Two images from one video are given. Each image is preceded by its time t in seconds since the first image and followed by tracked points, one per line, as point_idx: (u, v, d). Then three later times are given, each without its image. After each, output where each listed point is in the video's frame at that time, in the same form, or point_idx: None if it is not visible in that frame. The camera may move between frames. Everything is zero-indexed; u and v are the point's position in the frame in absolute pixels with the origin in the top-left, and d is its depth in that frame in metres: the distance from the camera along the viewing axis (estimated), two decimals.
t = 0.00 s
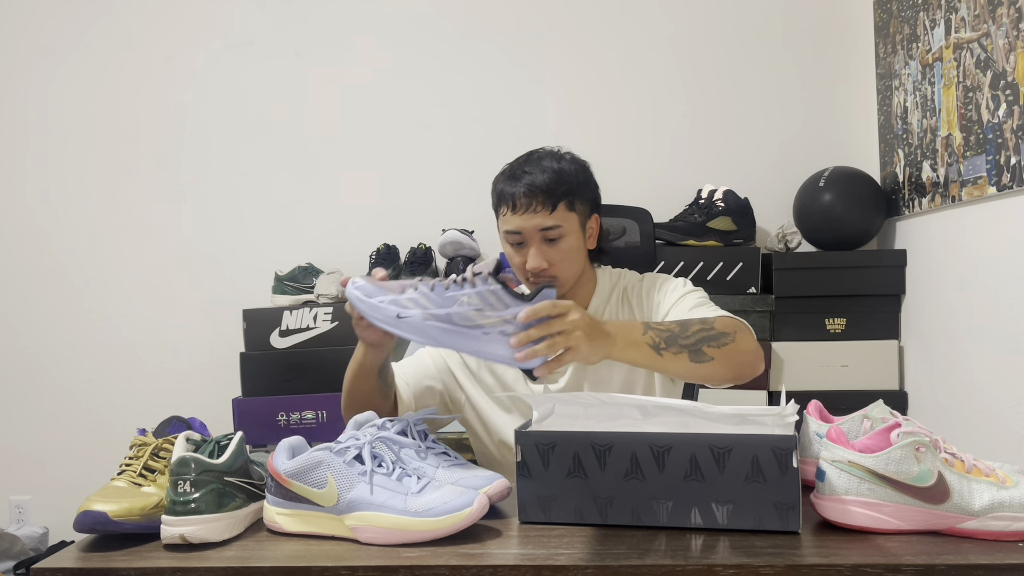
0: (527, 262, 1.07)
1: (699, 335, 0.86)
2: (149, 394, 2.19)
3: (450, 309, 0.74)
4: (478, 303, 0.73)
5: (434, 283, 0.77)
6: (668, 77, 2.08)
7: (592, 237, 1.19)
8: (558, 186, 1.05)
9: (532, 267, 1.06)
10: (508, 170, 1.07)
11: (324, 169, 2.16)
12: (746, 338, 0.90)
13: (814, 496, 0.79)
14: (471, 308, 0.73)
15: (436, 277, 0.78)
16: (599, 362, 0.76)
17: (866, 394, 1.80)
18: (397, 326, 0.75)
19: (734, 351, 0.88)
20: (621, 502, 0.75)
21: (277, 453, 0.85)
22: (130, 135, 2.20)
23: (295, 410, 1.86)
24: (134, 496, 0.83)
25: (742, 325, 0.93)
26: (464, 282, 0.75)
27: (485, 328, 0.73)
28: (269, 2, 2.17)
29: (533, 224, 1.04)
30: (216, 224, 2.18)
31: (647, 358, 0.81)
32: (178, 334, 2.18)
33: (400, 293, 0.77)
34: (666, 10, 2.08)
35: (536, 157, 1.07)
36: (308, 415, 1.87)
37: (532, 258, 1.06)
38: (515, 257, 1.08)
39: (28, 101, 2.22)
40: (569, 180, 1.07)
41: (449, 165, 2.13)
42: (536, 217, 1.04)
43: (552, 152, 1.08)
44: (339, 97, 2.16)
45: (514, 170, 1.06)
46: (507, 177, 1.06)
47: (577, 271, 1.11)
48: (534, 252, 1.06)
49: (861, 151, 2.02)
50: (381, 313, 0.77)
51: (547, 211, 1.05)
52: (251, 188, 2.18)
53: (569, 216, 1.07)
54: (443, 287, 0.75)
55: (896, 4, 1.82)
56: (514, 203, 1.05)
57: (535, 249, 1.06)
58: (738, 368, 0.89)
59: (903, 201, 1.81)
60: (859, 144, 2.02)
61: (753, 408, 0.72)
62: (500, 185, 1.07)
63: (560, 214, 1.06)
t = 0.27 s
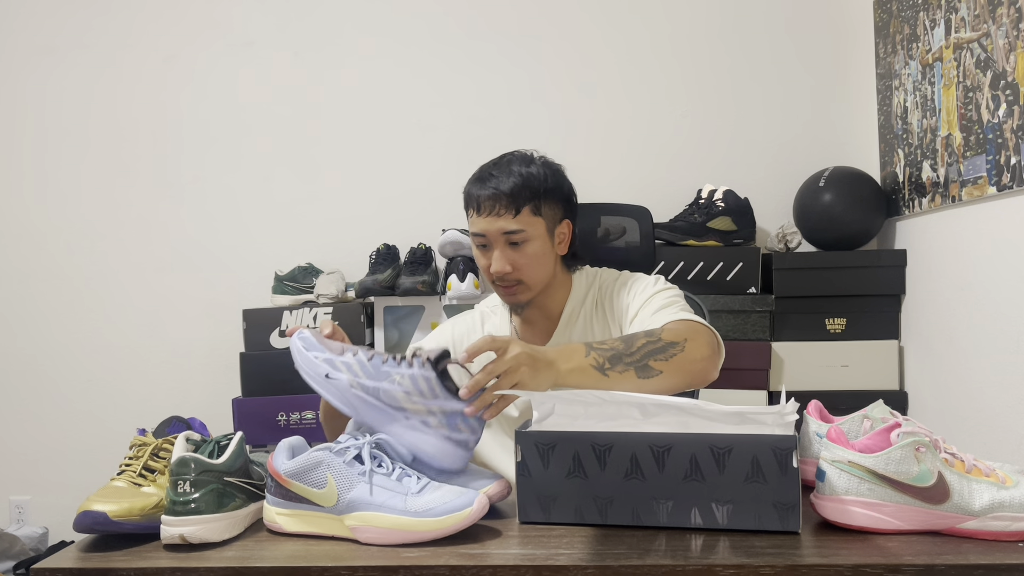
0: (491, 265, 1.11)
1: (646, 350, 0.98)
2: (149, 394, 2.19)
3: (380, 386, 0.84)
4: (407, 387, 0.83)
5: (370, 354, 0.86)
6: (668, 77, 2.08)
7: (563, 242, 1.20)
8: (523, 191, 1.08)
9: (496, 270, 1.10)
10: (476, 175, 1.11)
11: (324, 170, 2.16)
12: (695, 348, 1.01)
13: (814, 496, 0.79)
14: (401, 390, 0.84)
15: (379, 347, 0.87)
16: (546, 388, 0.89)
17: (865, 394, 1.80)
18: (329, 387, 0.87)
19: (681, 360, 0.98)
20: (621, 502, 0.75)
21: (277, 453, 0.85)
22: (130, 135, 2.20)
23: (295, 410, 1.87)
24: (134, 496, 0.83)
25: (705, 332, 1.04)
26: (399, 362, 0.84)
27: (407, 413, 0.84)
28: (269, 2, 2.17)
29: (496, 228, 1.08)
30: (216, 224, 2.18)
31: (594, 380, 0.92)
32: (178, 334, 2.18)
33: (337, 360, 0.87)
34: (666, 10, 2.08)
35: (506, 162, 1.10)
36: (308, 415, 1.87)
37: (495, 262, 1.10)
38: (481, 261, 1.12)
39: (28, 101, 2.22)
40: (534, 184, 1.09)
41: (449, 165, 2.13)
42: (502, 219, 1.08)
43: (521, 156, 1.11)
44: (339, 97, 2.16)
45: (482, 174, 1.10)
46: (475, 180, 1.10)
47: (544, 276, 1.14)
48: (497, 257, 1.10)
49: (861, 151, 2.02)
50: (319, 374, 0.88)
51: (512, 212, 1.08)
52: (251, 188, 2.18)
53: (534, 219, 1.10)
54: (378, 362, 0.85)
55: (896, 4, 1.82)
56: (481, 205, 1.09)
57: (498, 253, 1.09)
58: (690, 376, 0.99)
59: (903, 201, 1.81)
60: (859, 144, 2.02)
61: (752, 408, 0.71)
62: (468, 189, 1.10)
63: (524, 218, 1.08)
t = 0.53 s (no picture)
0: (483, 265, 1.16)
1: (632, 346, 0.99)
2: (149, 394, 2.19)
3: (375, 393, 0.87)
4: (402, 389, 0.86)
5: (358, 371, 0.89)
6: (667, 77, 2.08)
7: (555, 242, 1.26)
8: (513, 192, 1.14)
9: (488, 270, 1.16)
10: (468, 176, 1.16)
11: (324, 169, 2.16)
12: (685, 347, 1.01)
13: (814, 497, 0.79)
14: (396, 393, 0.86)
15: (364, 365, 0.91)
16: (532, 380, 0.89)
17: (865, 394, 1.80)
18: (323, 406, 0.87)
19: (669, 358, 0.99)
20: (621, 502, 0.75)
21: (277, 453, 0.85)
22: (130, 135, 2.20)
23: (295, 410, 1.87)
24: (134, 496, 0.83)
25: (697, 333, 1.04)
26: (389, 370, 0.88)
27: (407, 413, 0.86)
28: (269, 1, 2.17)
29: (487, 229, 1.13)
30: (215, 224, 2.18)
31: (580, 371, 0.94)
32: (178, 334, 2.18)
33: (327, 383, 0.88)
34: (666, 10, 2.08)
35: (496, 164, 1.15)
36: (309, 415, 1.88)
37: (487, 262, 1.16)
38: (474, 261, 1.18)
39: (27, 102, 2.22)
40: (523, 185, 1.15)
41: (449, 165, 2.13)
42: (492, 218, 1.13)
43: (511, 158, 1.16)
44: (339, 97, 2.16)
45: (473, 175, 1.15)
46: (466, 182, 1.16)
47: (535, 275, 1.19)
48: (489, 257, 1.15)
49: (861, 151, 2.02)
50: (311, 401, 0.88)
51: (502, 212, 1.13)
52: (251, 188, 2.18)
53: (524, 219, 1.15)
54: (369, 374, 0.88)
55: (896, 4, 1.82)
56: (472, 205, 1.14)
57: (489, 253, 1.15)
58: (678, 376, 0.99)
59: (903, 201, 1.81)
60: (859, 144, 2.02)
61: (753, 408, 0.72)
62: (460, 190, 1.16)
63: (513, 218, 1.14)
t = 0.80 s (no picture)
0: (486, 262, 1.17)
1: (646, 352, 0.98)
2: (149, 394, 2.19)
3: (393, 401, 0.86)
4: (420, 397, 0.86)
5: (375, 375, 0.89)
6: (667, 77, 2.08)
7: (558, 241, 1.26)
8: (515, 189, 1.15)
9: (490, 267, 1.17)
10: (472, 173, 1.18)
11: (324, 169, 2.16)
12: (696, 353, 1.01)
13: (814, 496, 0.79)
14: (414, 402, 0.86)
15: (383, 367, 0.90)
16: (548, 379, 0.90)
17: (865, 394, 1.80)
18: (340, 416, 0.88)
19: (681, 364, 0.98)
20: (621, 502, 0.75)
21: (277, 453, 0.85)
22: (130, 135, 2.20)
23: (295, 410, 1.87)
24: (134, 496, 0.83)
25: (703, 338, 1.04)
26: (407, 376, 0.87)
27: (425, 422, 0.86)
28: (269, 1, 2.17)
29: (489, 225, 1.15)
30: (214, 224, 2.18)
31: (594, 373, 0.93)
32: (177, 334, 2.18)
33: (344, 387, 0.88)
34: (666, 10, 2.08)
35: (500, 163, 1.17)
36: (308, 415, 1.88)
37: (490, 259, 1.17)
38: (477, 258, 1.20)
39: (26, 102, 2.22)
40: (525, 183, 1.16)
41: (449, 164, 2.13)
42: (494, 216, 1.15)
43: (514, 157, 1.18)
44: (339, 97, 2.16)
45: (477, 172, 1.17)
46: (470, 180, 1.18)
47: (539, 274, 1.20)
48: (491, 254, 1.16)
49: (861, 151, 2.02)
50: (328, 405, 0.88)
51: (505, 210, 1.14)
52: (251, 188, 2.17)
53: (527, 218, 1.16)
54: (386, 380, 0.88)
55: (896, 4, 1.82)
56: (475, 203, 1.16)
57: (492, 249, 1.16)
58: (688, 382, 0.98)
59: (903, 201, 1.81)
60: (859, 144, 2.02)
61: (753, 408, 0.72)
62: (464, 188, 1.18)
63: (516, 215, 1.15)
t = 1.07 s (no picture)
0: (503, 254, 1.16)
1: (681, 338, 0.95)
2: (149, 394, 2.19)
3: (393, 401, 0.86)
4: (421, 397, 0.86)
5: (375, 376, 0.89)
6: (667, 77, 2.08)
7: (572, 237, 1.27)
8: (536, 184, 1.14)
9: (507, 259, 1.15)
10: (491, 166, 1.17)
11: (324, 169, 2.16)
12: (727, 344, 0.98)
13: (814, 496, 0.79)
14: (415, 401, 0.86)
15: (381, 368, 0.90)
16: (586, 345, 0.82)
17: (865, 394, 1.80)
18: (340, 417, 0.87)
19: (714, 351, 0.96)
20: (621, 502, 0.75)
21: (277, 454, 0.85)
22: (129, 135, 2.20)
23: (295, 410, 1.87)
24: (134, 496, 0.83)
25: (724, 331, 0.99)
26: (407, 376, 0.87)
27: (426, 422, 0.86)
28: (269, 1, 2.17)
29: (509, 218, 1.13)
30: (214, 223, 2.18)
31: (630, 346, 0.89)
32: (177, 334, 2.18)
33: (344, 388, 0.88)
34: (665, 11, 2.08)
35: (522, 158, 1.16)
36: (309, 415, 1.88)
37: (507, 251, 1.15)
38: (492, 251, 1.18)
39: (26, 102, 2.22)
40: (547, 179, 1.15)
41: (449, 164, 2.13)
42: (515, 210, 1.13)
43: (537, 153, 1.17)
44: (338, 96, 2.16)
45: (497, 165, 1.16)
46: (490, 172, 1.16)
47: (553, 269, 1.19)
48: (509, 246, 1.15)
49: (861, 151, 2.02)
50: (328, 405, 0.88)
51: (525, 204, 1.13)
52: (251, 188, 2.17)
53: (546, 212, 1.15)
54: (386, 380, 0.87)
55: (896, 4, 1.82)
56: (495, 196, 1.15)
57: (510, 242, 1.14)
58: (718, 373, 0.97)
59: (903, 201, 1.81)
60: (859, 143, 2.02)
61: (753, 408, 0.72)
62: (483, 180, 1.16)
63: (536, 210, 1.14)
